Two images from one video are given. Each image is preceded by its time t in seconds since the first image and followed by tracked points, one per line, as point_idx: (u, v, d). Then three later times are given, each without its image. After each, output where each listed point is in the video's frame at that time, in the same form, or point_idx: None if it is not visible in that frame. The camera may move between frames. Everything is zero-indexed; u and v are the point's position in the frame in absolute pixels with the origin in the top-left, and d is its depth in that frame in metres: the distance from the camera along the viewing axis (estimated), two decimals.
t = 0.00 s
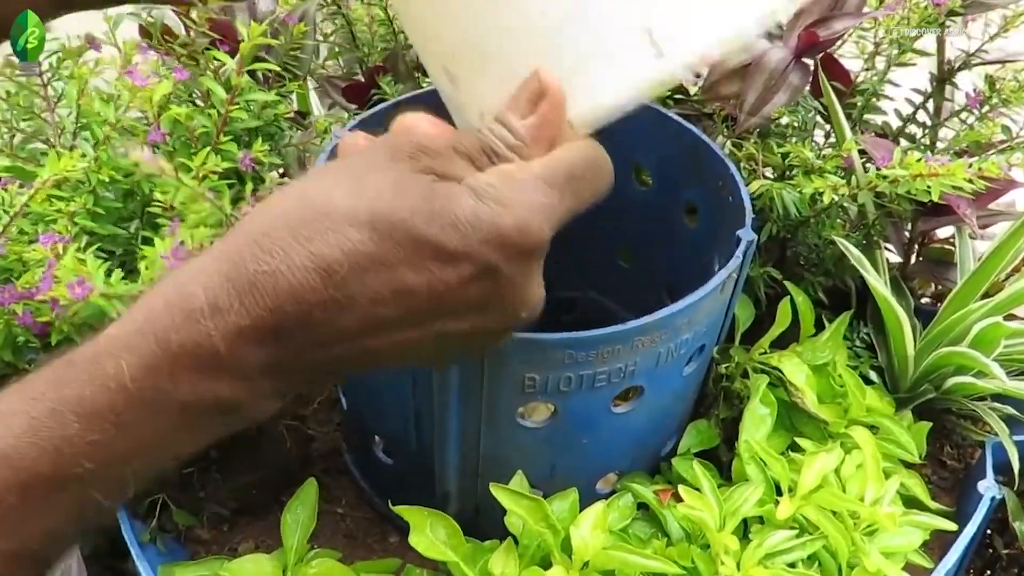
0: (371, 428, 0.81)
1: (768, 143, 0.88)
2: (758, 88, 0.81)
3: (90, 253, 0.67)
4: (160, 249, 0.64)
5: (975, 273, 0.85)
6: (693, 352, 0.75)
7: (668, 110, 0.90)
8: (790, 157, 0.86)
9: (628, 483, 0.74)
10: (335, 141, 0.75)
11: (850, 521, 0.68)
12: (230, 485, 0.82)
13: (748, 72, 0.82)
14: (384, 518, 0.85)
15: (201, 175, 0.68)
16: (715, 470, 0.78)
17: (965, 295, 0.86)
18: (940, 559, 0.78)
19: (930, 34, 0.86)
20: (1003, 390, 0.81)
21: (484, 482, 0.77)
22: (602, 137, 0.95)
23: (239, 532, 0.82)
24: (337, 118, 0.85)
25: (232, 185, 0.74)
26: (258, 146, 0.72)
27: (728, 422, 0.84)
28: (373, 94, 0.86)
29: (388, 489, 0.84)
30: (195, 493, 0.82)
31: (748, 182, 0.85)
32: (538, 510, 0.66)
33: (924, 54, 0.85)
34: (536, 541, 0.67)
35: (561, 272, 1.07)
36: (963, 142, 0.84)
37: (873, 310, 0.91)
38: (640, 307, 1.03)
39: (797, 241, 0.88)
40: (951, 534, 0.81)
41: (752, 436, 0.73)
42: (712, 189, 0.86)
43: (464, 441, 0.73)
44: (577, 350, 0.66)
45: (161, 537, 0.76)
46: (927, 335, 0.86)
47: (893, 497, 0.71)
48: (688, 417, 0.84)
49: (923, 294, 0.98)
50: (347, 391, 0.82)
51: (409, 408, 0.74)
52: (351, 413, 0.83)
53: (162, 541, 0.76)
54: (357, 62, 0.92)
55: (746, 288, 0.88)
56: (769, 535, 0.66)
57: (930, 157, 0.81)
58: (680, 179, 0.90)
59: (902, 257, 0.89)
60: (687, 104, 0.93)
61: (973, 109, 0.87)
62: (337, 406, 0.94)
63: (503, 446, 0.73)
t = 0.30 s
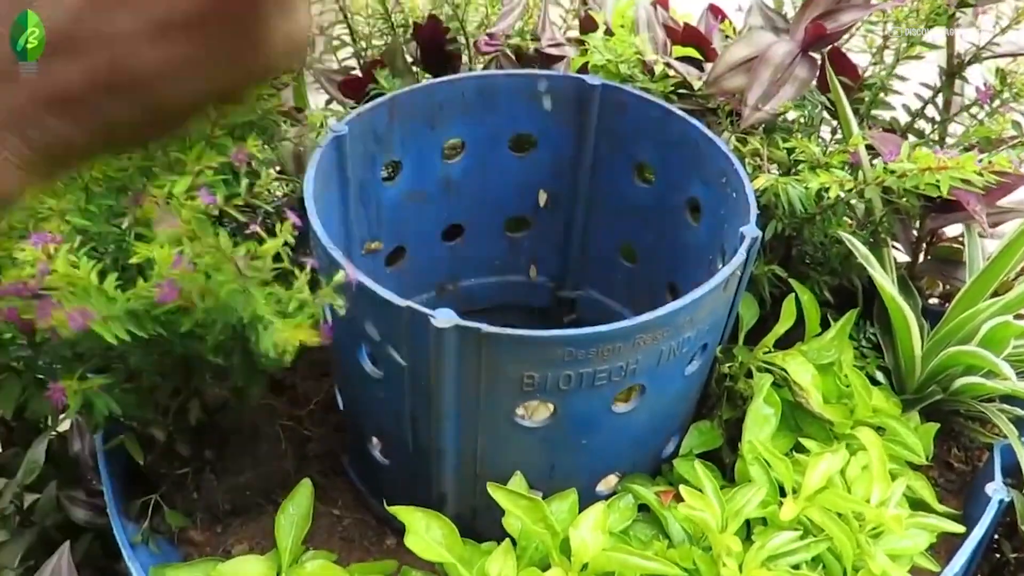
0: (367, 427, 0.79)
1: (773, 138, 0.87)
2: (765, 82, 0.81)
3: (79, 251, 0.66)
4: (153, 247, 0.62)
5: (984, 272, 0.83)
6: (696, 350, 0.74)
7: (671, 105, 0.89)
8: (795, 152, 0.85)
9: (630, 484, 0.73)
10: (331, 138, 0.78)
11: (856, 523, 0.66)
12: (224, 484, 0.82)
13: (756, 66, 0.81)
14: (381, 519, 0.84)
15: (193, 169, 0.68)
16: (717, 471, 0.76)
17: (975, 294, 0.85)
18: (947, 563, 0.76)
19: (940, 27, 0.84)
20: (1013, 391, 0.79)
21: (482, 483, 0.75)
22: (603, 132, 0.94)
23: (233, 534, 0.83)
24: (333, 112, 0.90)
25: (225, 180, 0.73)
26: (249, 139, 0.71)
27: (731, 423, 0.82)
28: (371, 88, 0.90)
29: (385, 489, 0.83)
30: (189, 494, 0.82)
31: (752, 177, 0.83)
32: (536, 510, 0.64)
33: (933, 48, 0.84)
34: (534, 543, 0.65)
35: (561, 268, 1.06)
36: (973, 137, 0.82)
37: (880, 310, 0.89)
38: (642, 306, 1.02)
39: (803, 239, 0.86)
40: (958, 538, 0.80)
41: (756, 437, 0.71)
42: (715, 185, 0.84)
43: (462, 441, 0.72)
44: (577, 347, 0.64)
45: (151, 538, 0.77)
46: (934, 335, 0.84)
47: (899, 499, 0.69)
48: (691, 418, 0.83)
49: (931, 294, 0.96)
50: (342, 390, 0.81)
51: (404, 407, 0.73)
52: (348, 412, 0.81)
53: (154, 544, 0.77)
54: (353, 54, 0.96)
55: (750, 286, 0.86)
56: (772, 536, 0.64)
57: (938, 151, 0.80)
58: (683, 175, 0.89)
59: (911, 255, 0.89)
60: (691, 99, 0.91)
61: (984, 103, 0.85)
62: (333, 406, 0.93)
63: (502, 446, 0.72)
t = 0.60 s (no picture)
0: (361, 429, 0.78)
1: (779, 132, 0.86)
2: (771, 74, 0.79)
3: (65, 246, 0.64)
4: (139, 241, 0.59)
5: (995, 270, 0.81)
6: (700, 349, 0.72)
7: (673, 98, 0.87)
8: (802, 146, 0.83)
9: (631, 487, 0.71)
10: (326, 133, 0.76)
11: (866, 527, 0.64)
12: (216, 487, 0.80)
13: (762, 57, 0.80)
14: (376, 523, 0.83)
15: (182, 163, 0.66)
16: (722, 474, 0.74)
17: (986, 293, 0.83)
18: (957, 568, 0.74)
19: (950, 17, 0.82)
20: None
21: (479, 486, 0.73)
22: (604, 126, 0.92)
23: (226, 538, 0.81)
24: (329, 107, 0.87)
25: (215, 174, 0.72)
26: (240, 133, 0.69)
27: (735, 425, 0.80)
28: (365, 82, 0.88)
29: (380, 492, 0.81)
30: (179, 497, 0.80)
31: (757, 173, 0.81)
32: (535, 514, 0.62)
33: (944, 38, 0.82)
34: (533, 549, 0.63)
35: (560, 267, 1.04)
36: (985, 131, 0.80)
37: (888, 309, 0.87)
38: (642, 306, 1.00)
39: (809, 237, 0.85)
40: (968, 543, 0.78)
41: (761, 438, 0.69)
42: (718, 181, 0.82)
43: (459, 442, 0.70)
44: (578, 346, 0.62)
45: (141, 542, 0.75)
46: (944, 335, 0.82)
47: (909, 502, 0.67)
48: (694, 419, 0.81)
49: (940, 293, 0.94)
50: (336, 390, 0.79)
51: (399, 407, 0.71)
52: (342, 413, 0.80)
53: (144, 548, 0.75)
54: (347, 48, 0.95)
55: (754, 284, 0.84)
56: (779, 541, 0.62)
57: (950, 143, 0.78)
58: (685, 171, 0.87)
59: (919, 252, 0.86)
60: (695, 93, 0.90)
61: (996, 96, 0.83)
62: (328, 407, 0.91)
63: (499, 448, 0.70)
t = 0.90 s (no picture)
0: (356, 433, 0.75)
1: (784, 124, 0.84)
2: (777, 64, 0.77)
3: (48, 246, 0.61)
4: (124, 239, 0.57)
5: (1007, 267, 0.79)
6: (705, 349, 0.70)
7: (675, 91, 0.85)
8: (808, 138, 0.81)
9: (636, 492, 0.69)
10: (317, 127, 0.73)
11: (880, 532, 0.62)
12: (208, 493, 0.77)
13: (768, 48, 0.78)
14: (372, 528, 0.80)
15: (170, 159, 0.64)
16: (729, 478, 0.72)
17: (996, 290, 0.81)
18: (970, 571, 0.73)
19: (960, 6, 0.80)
20: None
21: (478, 491, 0.71)
22: (602, 120, 0.90)
23: (219, 545, 0.78)
24: (321, 101, 0.85)
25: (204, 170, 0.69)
26: (228, 128, 0.67)
27: (742, 426, 0.78)
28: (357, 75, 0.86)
29: (376, 497, 0.78)
30: (170, 503, 0.77)
31: (763, 167, 0.79)
32: (540, 522, 0.60)
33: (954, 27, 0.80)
34: (537, 557, 0.61)
35: (558, 265, 1.02)
36: (996, 122, 0.78)
37: (896, 306, 0.86)
38: (643, 304, 0.98)
39: (815, 232, 0.83)
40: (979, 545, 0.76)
41: (770, 441, 0.67)
42: (721, 176, 0.80)
43: (458, 446, 0.68)
44: (581, 347, 0.60)
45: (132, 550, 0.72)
46: (954, 333, 0.80)
47: (924, 506, 0.65)
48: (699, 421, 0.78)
49: (946, 289, 0.93)
50: (330, 392, 0.76)
51: (396, 411, 0.69)
52: (336, 416, 0.77)
53: (136, 556, 0.72)
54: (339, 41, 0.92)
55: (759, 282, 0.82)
56: (793, 548, 0.60)
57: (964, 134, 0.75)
58: (687, 166, 0.85)
59: (927, 248, 0.85)
60: (697, 85, 0.88)
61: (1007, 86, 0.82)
62: (322, 410, 0.89)
63: (499, 452, 0.68)
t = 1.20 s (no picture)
0: (351, 440, 0.73)
1: (788, 116, 0.81)
2: (782, 54, 0.74)
3: (28, 252, 0.58)
4: (107, 245, 0.53)
5: (1016, 263, 0.77)
6: (712, 352, 0.67)
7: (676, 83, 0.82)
8: (813, 131, 0.79)
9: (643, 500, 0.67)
10: (307, 123, 0.70)
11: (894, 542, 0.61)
12: (200, 500, 0.74)
13: (772, 37, 0.75)
14: (368, 536, 0.78)
15: (155, 159, 0.60)
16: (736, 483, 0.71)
17: (1007, 286, 0.79)
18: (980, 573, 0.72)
19: None
20: None
21: (478, 500, 0.69)
22: (600, 112, 0.87)
23: (211, 555, 0.75)
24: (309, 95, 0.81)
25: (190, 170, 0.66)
26: (215, 127, 0.63)
27: (747, 428, 0.76)
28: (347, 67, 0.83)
29: (372, 506, 0.76)
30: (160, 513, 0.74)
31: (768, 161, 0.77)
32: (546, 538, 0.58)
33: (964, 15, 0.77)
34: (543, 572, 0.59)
35: (555, 261, 0.99)
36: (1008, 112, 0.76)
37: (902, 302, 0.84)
38: (643, 300, 0.95)
39: (819, 227, 0.81)
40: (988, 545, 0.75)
41: (781, 448, 0.65)
42: (724, 171, 0.77)
43: (457, 456, 0.65)
44: (586, 355, 0.58)
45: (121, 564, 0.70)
46: (963, 330, 0.78)
47: (939, 514, 0.63)
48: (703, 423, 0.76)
49: (951, 282, 0.91)
50: (323, 399, 0.74)
51: (393, 419, 0.66)
52: (330, 423, 0.75)
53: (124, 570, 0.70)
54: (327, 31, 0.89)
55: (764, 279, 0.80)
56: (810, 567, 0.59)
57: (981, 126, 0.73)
58: (688, 160, 0.82)
59: (935, 242, 0.83)
60: (696, 76, 0.85)
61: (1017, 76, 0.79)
62: (315, 413, 0.86)
63: (500, 462, 0.65)
